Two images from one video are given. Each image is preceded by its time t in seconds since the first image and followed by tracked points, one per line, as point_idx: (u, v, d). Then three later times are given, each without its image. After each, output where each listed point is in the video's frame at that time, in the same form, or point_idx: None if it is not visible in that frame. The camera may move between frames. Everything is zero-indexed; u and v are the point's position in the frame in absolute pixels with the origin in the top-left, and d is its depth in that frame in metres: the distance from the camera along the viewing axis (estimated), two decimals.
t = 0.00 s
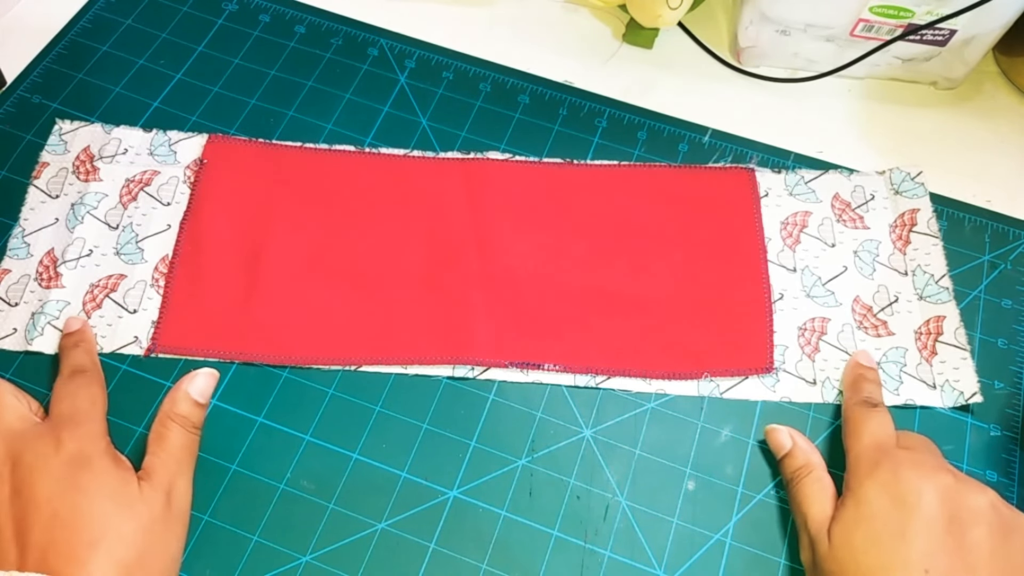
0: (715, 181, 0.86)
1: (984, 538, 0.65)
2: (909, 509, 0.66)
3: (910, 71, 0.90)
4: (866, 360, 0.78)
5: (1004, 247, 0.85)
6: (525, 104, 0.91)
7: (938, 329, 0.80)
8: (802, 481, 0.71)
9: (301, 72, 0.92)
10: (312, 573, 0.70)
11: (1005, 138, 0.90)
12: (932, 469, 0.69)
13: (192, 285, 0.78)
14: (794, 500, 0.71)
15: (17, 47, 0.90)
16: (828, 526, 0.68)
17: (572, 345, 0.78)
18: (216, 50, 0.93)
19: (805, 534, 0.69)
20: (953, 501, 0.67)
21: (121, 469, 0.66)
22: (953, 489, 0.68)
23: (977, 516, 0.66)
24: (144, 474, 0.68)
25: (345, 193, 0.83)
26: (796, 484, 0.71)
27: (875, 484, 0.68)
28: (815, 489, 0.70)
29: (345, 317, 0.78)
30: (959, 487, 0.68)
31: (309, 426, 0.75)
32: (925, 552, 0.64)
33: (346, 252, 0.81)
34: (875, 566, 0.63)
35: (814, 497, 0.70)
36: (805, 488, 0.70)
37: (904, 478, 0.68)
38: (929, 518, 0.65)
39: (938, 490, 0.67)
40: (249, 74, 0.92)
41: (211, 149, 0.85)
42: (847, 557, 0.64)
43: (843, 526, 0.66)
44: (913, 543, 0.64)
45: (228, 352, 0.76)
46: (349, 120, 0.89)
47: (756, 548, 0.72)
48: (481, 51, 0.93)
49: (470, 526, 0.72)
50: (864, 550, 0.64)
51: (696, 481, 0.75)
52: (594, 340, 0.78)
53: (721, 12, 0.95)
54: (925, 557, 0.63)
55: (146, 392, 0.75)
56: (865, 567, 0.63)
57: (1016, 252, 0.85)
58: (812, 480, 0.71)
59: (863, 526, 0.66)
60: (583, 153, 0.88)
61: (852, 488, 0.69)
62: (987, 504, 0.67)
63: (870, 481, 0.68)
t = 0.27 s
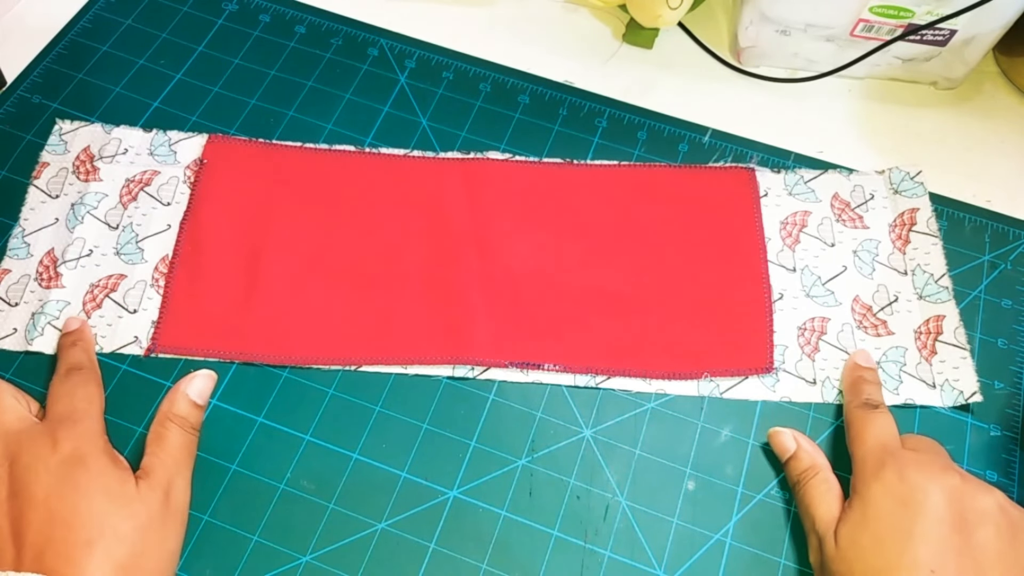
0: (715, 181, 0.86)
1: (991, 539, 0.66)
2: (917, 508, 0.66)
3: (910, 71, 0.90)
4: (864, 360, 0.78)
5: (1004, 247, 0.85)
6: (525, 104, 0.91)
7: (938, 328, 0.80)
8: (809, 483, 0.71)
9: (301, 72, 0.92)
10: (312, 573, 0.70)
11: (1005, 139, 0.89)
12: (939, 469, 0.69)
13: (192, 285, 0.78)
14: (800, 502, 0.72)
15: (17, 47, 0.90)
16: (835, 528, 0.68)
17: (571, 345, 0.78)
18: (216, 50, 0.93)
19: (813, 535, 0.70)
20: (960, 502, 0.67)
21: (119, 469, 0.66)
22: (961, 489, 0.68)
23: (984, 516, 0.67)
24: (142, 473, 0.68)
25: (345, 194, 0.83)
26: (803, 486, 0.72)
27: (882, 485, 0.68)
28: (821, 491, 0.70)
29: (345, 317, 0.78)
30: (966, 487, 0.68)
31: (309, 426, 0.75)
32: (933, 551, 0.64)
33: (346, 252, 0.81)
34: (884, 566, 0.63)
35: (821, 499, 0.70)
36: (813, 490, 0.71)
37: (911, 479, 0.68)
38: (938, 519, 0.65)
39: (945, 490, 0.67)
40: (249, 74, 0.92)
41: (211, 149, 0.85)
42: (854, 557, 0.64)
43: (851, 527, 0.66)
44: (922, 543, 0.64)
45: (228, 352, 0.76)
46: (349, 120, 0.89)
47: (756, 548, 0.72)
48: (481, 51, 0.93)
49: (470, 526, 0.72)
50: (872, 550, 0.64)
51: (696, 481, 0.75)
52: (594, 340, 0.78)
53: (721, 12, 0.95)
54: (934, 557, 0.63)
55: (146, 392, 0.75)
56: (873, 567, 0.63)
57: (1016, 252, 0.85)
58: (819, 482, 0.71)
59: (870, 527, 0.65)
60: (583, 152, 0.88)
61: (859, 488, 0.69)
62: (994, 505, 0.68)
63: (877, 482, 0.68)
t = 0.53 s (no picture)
0: (716, 181, 0.86)
1: None
2: (947, 507, 0.66)
3: (910, 72, 0.90)
4: (864, 359, 0.78)
5: (1004, 247, 0.85)
6: (525, 104, 0.91)
7: (938, 328, 0.80)
8: (834, 488, 0.71)
9: (301, 72, 0.92)
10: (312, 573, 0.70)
11: (1005, 139, 0.89)
12: (969, 468, 0.69)
13: (192, 284, 0.78)
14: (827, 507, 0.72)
15: (16, 47, 0.90)
16: (867, 530, 0.68)
17: (572, 345, 0.78)
18: (216, 50, 0.93)
19: (842, 538, 0.70)
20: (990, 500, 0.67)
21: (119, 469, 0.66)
22: (993, 487, 0.68)
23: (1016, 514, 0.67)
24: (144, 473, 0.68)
25: (345, 194, 0.83)
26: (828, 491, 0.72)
27: (912, 485, 0.68)
28: (848, 494, 0.70)
29: (344, 317, 0.78)
30: (996, 485, 0.68)
31: (309, 426, 0.75)
32: (965, 548, 0.64)
33: (346, 252, 0.81)
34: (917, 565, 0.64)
35: (849, 501, 0.70)
36: (839, 493, 0.71)
37: (941, 478, 0.68)
38: (967, 517, 0.66)
39: (976, 488, 0.67)
40: (249, 74, 0.92)
41: (211, 149, 0.85)
42: (888, 556, 0.65)
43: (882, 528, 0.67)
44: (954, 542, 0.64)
45: (227, 352, 0.76)
46: (349, 120, 0.89)
47: (756, 548, 0.72)
48: (481, 51, 0.93)
49: (470, 526, 0.72)
50: (904, 549, 0.65)
51: (696, 481, 0.75)
52: (594, 340, 0.78)
53: (721, 12, 0.95)
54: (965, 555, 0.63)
55: (146, 392, 0.75)
56: (906, 566, 0.64)
57: (1016, 252, 0.85)
58: (845, 485, 0.71)
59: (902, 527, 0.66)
60: (583, 153, 0.88)
61: (888, 488, 0.69)
62: None
63: (906, 482, 0.69)
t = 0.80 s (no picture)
0: (716, 181, 0.86)
1: None
2: (955, 500, 0.66)
3: (910, 71, 0.90)
4: (864, 360, 0.78)
5: (1004, 247, 0.85)
6: (525, 104, 0.91)
7: (938, 328, 0.80)
8: (841, 488, 0.71)
9: (302, 72, 0.92)
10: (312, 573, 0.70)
11: (1005, 139, 0.89)
12: (976, 462, 0.69)
13: (192, 285, 0.78)
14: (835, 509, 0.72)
15: (16, 47, 0.90)
16: (876, 526, 0.68)
17: (572, 345, 0.78)
18: (216, 50, 0.93)
19: (853, 537, 0.70)
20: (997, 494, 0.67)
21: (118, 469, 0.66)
22: (1001, 482, 0.68)
23: None
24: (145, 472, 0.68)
25: (345, 194, 0.83)
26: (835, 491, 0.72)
27: (920, 478, 0.68)
28: (855, 493, 0.71)
29: (344, 317, 0.78)
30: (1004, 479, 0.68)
31: (309, 426, 0.75)
32: (974, 542, 0.64)
33: (346, 252, 0.81)
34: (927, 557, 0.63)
35: (857, 501, 0.70)
36: (846, 494, 0.71)
37: (950, 471, 0.68)
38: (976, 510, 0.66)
39: (984, 482, 0.68)
40: (249, 74, 0.92)
41: (211, 149, 0.85)
42: (896, 549, 0.65)
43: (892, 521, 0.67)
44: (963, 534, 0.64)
45: (227, 352, 0.76)
46: (348, 120, 0.89)
47: (757, 548, 0.72)
48: (481, 51, 0.93)
49: (470, 526, 0.72)
50: (913, 541, 0.65)
51: (696, 481, 0.75)
52: (594, 340, 0.78)
53: (721, 12, 0.95)
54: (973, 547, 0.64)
55: (146, 392, 0.75)
56: (915, 557, 0.64)
57: (1016, 252, 0.85)
58: (851, 485, 0.71)
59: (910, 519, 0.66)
60: (583, 153, 0.88)
61: (895, 485, 0.69)
62: None
63: (913, 475, 0.69)
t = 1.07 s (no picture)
0: (716, 181, 0.86)
1: None
2: (953, 501, 0.66)
3: (910, 71, 0.90)
4: (864, 360, 0.78)
5: (1004, 247, 0.85)
6: (525, 104, 0.91)
7: (938, 328, 0.80)
8: (840, 489, 0.72)
9: (301, 72, 0.92)
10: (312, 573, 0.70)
11: (1005, 138, 0.89)
12: (974, 463, 0.69)
13: (192, 285, 0.78)
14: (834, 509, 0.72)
15: (16, 47, 0.90)
16: (875, 527, 0.68)
17: (572, 345, 0.78)
18: (216, 50, 0.93)
19: (852, 538, 0.70)
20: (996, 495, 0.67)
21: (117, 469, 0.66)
22: (999, 484, 0.68)
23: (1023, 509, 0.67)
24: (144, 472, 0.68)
25: (345, 194, 0.83)
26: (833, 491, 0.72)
27: (918, 479, 0.68)
28: (854, 493, 0.71)
29: (344, 317, 0.78)
30: (1002, 481, 0.68)
31: (309, 426, 0.75)
32: (972, 543, 0.64)
33: (346, 252, 0.81)
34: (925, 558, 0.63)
35: (856, 501, 0.70)
36: (845, 494, 0.71)
37: (948, 472, 0.68)
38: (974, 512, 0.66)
39: (982, 483, 0.68)
40: (250, 74, 0.92)
41: (211, 149, 0.85)
42: (894, 551, 0.65)
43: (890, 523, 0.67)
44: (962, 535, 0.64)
45: (227, 352, 0.76)
46: (348, 120, 0.89)
47: (756, 548, 0.72)
48: (481, 51, 0.93)
49: (470, 526, 0.72)
50: (911, 542, 0.65)
51: (696, 481, 0.75)
52: (594, 340, 0.78)
53: (721, 12, 0.95)
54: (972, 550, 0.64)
55: (145, 392, 0.75)
56: (914, 559, 0.64)
57: (1016, 252, 0.85)
58: (850, 485, 0.71)
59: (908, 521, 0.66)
60: (583, 152, 0.88)
61: (893, 486, 0.70)
62: None
63: (912, 477, 0.69)
